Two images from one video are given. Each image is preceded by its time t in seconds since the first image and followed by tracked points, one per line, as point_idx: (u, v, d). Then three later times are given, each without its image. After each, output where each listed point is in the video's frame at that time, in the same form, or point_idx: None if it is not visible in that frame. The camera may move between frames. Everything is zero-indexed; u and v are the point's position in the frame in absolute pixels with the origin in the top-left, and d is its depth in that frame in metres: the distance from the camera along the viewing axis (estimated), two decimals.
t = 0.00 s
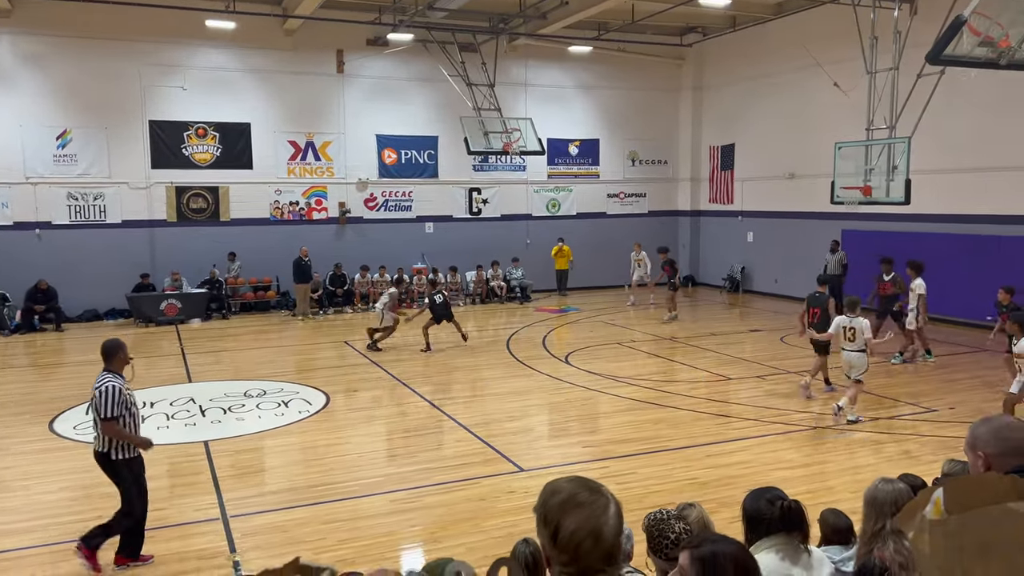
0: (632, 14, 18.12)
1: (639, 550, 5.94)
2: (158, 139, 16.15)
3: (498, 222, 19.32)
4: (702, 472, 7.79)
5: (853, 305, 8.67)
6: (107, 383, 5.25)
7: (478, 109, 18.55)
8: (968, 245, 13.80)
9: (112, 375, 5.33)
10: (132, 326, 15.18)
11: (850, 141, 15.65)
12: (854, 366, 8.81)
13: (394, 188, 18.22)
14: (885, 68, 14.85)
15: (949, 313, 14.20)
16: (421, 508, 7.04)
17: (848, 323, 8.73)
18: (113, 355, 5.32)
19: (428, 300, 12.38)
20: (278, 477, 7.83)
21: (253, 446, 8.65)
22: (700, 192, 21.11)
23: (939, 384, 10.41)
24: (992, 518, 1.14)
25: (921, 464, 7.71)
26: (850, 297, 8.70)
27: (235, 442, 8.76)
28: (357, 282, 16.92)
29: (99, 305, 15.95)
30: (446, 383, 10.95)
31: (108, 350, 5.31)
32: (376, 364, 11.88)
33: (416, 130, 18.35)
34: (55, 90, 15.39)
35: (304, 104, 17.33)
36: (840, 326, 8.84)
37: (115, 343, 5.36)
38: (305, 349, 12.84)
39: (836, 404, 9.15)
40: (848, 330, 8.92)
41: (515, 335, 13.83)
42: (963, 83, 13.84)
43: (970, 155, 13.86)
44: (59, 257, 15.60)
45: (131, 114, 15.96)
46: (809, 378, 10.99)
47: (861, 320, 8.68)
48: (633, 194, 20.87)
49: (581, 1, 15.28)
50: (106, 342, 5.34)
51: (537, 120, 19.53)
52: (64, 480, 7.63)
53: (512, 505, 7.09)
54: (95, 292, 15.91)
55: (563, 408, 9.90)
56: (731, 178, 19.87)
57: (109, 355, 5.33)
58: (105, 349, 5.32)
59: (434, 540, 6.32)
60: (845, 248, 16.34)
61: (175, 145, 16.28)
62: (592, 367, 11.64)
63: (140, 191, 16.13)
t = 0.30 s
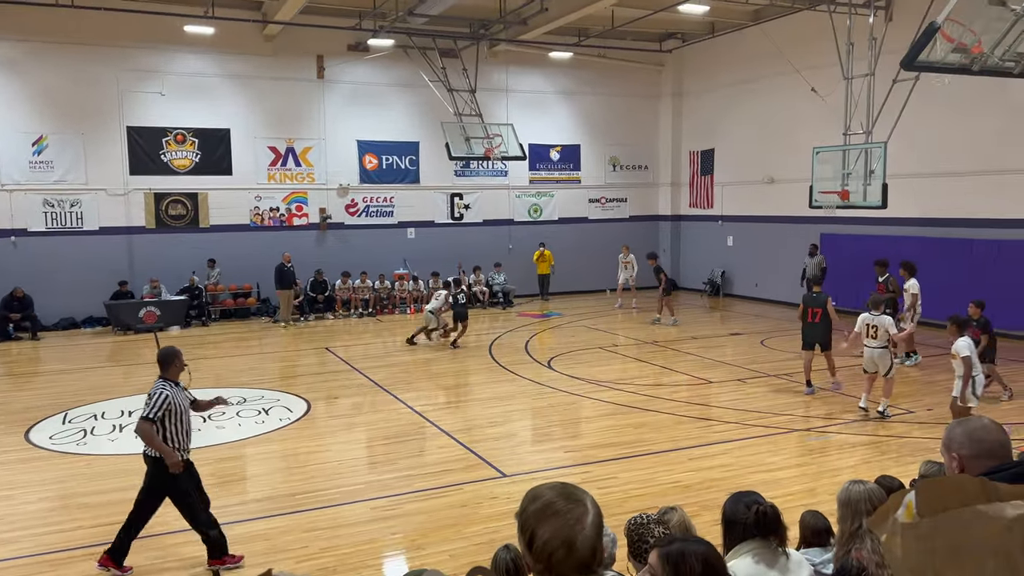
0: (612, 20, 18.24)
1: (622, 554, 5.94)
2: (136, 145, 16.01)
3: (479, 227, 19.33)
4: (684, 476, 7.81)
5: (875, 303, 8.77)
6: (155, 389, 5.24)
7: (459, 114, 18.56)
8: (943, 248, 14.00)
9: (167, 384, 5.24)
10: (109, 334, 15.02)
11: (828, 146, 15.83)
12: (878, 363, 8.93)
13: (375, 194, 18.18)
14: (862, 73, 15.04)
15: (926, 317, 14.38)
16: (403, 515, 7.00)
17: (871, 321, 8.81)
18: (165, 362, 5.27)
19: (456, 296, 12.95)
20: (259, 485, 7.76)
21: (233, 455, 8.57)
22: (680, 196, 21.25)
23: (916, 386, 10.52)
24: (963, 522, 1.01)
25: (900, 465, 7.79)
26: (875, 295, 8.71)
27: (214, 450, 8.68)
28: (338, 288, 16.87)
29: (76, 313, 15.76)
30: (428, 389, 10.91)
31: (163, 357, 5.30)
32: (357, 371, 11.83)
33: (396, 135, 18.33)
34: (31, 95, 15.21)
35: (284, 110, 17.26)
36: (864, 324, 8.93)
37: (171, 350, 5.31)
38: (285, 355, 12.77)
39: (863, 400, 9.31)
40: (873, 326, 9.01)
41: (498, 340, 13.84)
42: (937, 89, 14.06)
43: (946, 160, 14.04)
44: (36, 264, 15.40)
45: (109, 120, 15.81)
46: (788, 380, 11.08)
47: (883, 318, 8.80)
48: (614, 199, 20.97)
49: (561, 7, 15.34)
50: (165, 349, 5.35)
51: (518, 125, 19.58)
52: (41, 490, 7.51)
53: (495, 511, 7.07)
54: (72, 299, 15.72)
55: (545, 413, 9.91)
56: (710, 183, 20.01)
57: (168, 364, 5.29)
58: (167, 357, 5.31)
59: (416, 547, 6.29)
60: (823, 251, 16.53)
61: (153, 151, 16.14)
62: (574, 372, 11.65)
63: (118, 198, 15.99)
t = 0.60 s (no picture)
0: (584, 28, 18.37)
1: (595, 560, 5.93)
2: (102, 151, 15.77)
3: (453, 234, 19.30)
4: (658, 481, 7.83)
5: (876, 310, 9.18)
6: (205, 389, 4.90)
7: (432, 121, 18.55)
8: (908, 253, 14.26)
9: (210, 383, 5.05)
10: (75, 343, 14.73)
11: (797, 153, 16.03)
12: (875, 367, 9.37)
13: (346, 201, 18.09)
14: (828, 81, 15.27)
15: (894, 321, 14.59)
16: (377, 525, 6.94)
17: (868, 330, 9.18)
18: (213, 362, 5.03)
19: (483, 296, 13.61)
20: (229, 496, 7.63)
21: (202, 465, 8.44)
22: (652, 203, 21.41)
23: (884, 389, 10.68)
24: (929, 520, 1.63)
25: (870, 468, 7.88)
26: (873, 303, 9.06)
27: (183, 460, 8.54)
28: (310, 295, 16.71)
29: (40, 322, 15.45)
30: (401, 397, 10.85)
31: (204, 358, 5.00)
32: (329, 379, 11.73)
33: (368, 142, 18.27)
34: None
35: (254, 117, 17.13)
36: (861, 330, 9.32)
37: (215, 349, 5.05)
38: (256, 364, 12.63)
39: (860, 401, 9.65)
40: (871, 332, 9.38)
41: (471, 347, 13.81)
42: (901, 97, 14.33)
43: (912, 166, 14.29)
44: None
45: (75, 126, 15.57)
46: (759, 385, 11.18)
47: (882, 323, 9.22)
48: (587, 206, 21.06)
49: (533, 14, 15.43)
50: (203, 349, 5.01)
51: (491, 132, 19.61)
52: (3, 504, 7.32)
53: (469, 518, 7.03)
54: (36, 308, 15.41)
55: (519, 420, 9.89)
56: (682, 189, 20.18)
57: (207, 362, 5.04)
58: (203, 355, 5.02)
59: (390, 557, 6.23)
60: (793, 256, 16.74)
61: (120, 158, 15.91)
62: (548, 378, 11.65)
63: (84, 205, 15.74)
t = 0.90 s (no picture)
0: (560, 34, 18.48)
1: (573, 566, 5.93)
2: (74, 158, 15.58)
3: (430, 240, 19.27)
4: (637, 485, 7.85)
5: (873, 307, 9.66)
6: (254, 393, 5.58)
7: (409, 127, 18.53)
8: (882, 257, 14.45)
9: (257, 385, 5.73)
10: (46, 352, 14.51)
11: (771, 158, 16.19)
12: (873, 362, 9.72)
13: (323, 207, 18.01)
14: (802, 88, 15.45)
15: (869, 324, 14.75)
16: (355, 532, 6.88)
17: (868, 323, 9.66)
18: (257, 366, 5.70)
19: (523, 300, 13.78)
20: (205, 505, 7.54)
21: (178, 474, 8.34)
22: (629, 208, 21.52)
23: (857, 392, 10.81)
24: (896, 522, 1.73)
25: (846, 470, 7.96)
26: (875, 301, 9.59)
27: (158, 470, 8.44)
28: (286, 302, 16.57)
29: (10, 332, 15.20)
30: (378, 404, 10.81)
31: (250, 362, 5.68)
32: (306, 386, 11.66)
33: (345, 148, 18.22)
34: None
35: (229, 123, 17.01)
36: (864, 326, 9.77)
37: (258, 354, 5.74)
38: (232, 372, 12.52)
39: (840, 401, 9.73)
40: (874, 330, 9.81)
41: (450, 353, 13.79)
42: (872, 104, 14.54)
43: (884, 172, 14.48)
44: None
45: (46, 133, 15.38)
46: (736, 388, 11.25)
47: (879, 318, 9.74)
48: (564, 211, 21.12)
49: (510, 20, 15.49)
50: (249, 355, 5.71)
51: (468, 138, 19.62)
52: None
53: (447, 525, 7.00)
54: (6, 317, 15.18)
55: (498, 426, 9.87)
56: (658, 195, 20.31)
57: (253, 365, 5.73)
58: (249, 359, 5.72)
59: (369, 565, 6.18)
60: (768, 261, 16.89)
61: (92, 164, 15.73)
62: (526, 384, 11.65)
63: (55, 212, 15.52)
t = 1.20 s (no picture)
0: (537, 40, 18.56)
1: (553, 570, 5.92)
2: (46, 163, 15.37)
3: (409, 244, 19.22)
4: (617, 489, 7.86)
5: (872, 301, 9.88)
6: (289, 392, 5.36)
7: (387, 131, 18.50)
8: (857, 260, 14.62)
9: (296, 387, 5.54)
10: (18, 360, 14.28)
11: (747, 163, 16.35)
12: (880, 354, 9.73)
13: (300, 212, 17.91)
14: (777, 93, 15.62)
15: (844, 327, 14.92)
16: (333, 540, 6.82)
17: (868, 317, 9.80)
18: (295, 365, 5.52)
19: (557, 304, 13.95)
20: (181, 513, 7.45)
21: (153, 483, 8.24)
22: (607, 213, 21.62)
23: (833, 394, 10.92)
24: (873, 522, 1.49)
25: (824, 471, 8.02)
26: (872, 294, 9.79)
27: (132, 479, 8.33)
28: (263, 308, 16.44)
29: None
30: (357, 410, 10.75)
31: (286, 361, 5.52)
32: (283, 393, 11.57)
33: (323, 153, 18.16)
34: None
35: (205, 127, 16.88)
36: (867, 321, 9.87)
37: (297, 354, 5.57)
38: (208, 379, 12.40)
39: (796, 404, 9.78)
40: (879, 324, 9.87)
41: (429, 358, 13.76)
42: (845, 109, 14.73)
43: (857, 176, 14.68)
44: None
45: (17, 138, 15.17)
46: (715, 391, 11.31)
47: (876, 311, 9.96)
48: (543, 216, 21.17)
49: (488, 25, 15.54)
50: (285, 355, 5.55)
51: (446, 143, 19.62)
52: None
53: (427, 532, 6.96)
54: None
55: (478, 431, 9.86)
56: (636, 199, 20.41)
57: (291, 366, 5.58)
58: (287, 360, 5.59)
59: (348, 572, 6.12)
60: (744, 265, 17.05)
61: (65, 169, 15.54)
62: (506, 389, 11.65)
63: (27, 217, 15.30)
